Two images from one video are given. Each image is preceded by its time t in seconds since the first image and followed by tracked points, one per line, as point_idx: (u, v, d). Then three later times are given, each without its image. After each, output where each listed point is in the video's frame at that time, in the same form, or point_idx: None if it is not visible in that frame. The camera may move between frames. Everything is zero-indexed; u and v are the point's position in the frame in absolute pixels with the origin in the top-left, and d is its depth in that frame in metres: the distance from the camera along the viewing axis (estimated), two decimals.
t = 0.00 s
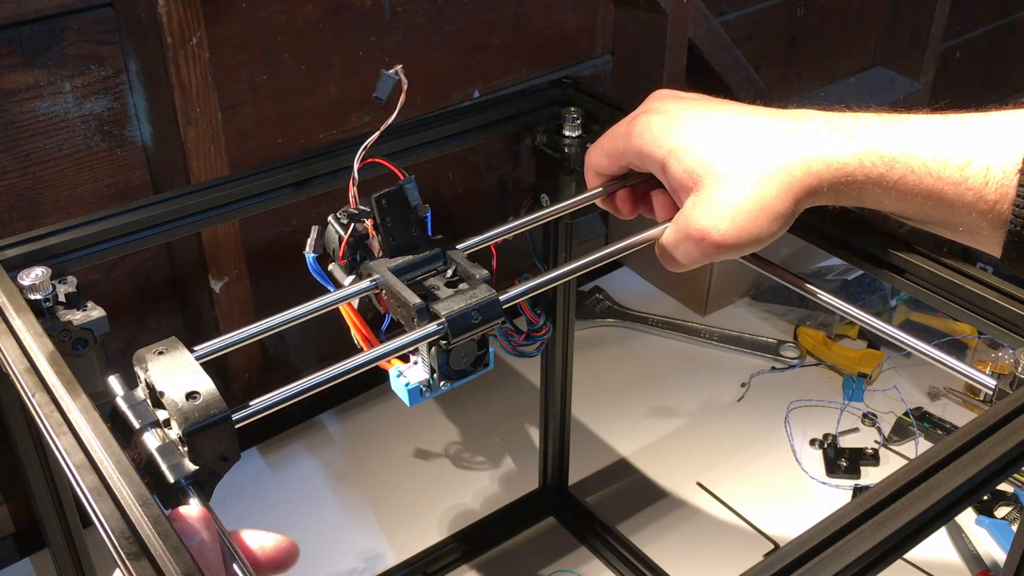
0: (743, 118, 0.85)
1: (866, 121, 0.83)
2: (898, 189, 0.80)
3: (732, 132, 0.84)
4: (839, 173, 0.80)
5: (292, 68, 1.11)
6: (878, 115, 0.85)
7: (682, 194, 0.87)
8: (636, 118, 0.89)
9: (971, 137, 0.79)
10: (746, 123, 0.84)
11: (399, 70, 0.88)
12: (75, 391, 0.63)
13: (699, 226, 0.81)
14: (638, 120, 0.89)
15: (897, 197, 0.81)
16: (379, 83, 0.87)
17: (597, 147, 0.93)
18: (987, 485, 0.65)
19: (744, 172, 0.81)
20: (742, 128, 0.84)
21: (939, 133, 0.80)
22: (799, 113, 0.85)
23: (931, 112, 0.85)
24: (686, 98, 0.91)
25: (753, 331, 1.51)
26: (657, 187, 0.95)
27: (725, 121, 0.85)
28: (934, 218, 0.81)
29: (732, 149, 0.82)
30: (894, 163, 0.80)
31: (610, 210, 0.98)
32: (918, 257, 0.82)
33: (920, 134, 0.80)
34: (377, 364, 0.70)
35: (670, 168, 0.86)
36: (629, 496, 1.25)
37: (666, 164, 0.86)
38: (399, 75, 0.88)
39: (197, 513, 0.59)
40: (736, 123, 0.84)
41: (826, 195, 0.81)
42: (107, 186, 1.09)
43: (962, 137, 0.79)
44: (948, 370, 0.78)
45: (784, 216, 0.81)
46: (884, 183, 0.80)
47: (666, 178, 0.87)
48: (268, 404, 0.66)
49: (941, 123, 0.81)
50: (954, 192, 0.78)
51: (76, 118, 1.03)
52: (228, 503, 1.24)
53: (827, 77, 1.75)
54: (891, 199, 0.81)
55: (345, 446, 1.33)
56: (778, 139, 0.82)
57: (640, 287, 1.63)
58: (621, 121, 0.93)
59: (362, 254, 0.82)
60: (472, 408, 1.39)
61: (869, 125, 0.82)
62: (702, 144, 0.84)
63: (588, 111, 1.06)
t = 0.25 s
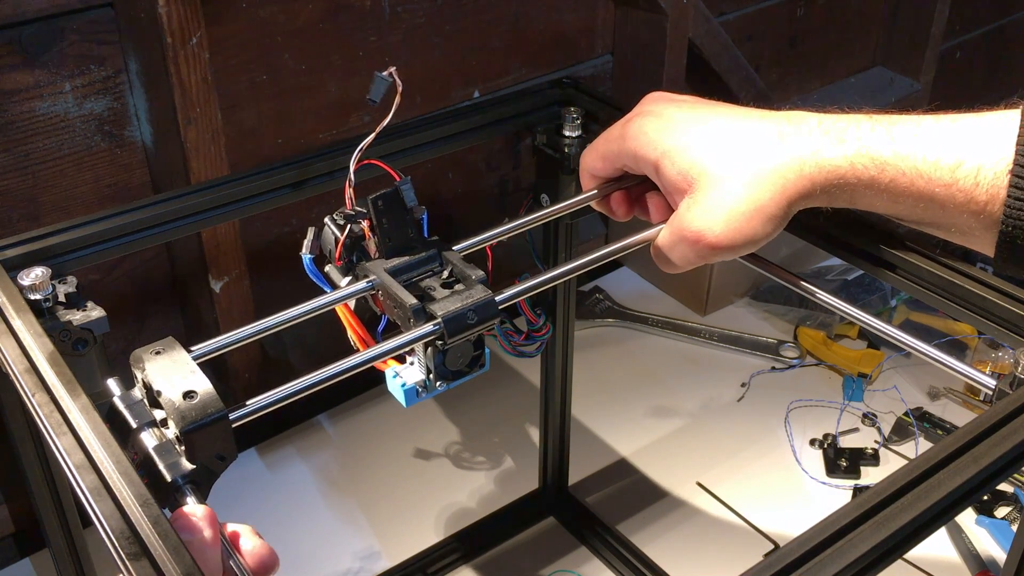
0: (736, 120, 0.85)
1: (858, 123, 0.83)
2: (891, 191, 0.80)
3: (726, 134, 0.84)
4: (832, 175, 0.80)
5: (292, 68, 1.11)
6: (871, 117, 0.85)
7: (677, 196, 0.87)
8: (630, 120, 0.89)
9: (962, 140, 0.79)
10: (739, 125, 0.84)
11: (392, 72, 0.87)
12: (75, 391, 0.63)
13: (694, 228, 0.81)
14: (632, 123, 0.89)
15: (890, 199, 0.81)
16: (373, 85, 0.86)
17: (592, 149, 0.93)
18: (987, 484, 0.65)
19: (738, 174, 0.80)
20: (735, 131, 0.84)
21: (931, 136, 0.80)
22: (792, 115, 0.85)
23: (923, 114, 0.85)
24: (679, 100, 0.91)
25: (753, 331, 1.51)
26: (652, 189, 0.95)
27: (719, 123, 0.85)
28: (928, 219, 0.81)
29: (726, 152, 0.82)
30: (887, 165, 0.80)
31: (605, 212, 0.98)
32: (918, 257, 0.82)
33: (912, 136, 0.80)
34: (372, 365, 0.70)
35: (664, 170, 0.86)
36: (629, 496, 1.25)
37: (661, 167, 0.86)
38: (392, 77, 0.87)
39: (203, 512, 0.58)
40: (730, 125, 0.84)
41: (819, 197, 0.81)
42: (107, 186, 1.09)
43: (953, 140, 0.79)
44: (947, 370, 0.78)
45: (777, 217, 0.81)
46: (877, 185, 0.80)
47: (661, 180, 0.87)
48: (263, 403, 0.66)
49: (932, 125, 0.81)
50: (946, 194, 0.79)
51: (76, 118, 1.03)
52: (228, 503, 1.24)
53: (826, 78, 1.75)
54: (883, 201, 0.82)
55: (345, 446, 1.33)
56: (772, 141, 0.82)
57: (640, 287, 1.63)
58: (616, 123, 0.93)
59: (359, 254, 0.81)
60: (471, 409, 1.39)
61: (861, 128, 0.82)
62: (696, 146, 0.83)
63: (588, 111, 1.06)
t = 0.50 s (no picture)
0: (740, 122, 0.85)
1: (862, 125, 0.83)
2: (895, 193, 0.80)
3: (730, 136, 0.84)
4: (836, 177, 0.80)
5: (292, 68, 1.11)
6: (875, 118, 0.85)
7: (681, 198, 0.87)
8: (634, 122, 0.89)
9: (966, 141, 0.79)
10: (743, 128, 0.84)
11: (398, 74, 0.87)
12: (75, 391, 0.63)
13: (698, 231, 0.81)
14: (636, 125, 0.89)
15: (894, 201, 0.81)
16: (381, 85, 0.86)
17: (595, 151, 0.93)
18: (987, 484, 0.65)
19: (742, 177, 0.81)
20: (738, 133, 0.84)
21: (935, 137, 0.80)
22: (796, 118, 0.85)
23: (928, 114, 0.84)
24: (684, 102, 0.91)
25: (753, 331, 1.51)
26: (655, 190, 0.95)
27: (723, 125, 0.85)
28: (932, 220, 0.81)
29: (730, 154, 0.82)
30: (890, 167, 0.80)
31: (609, 213, 0.98)
32: (918, 257, 0.82)
33: (916, 138, 0.80)
34: (374, 367, 0.69)
35: (669, 173, 0.86)
36: (629, 496, 1.25)
37: (664, 169, 0.86)
38: (400, 78, 0.87)
39: (201, 511, 0.59)
40: (734, 128, 0.84)
41: (823, 199, 0.81)
42: (107, 186, 1.09)
43: (958, 140, 0.79)
44: (948, 370, 0.78)
45: (781, 220, 0.81)
46: (881, 187, 0.80)
47: (666, 183, 0.87)
48: (265, 405, 0.66)
49: (937, 125, 0.81)
50: (950, 195, 0.78)
51: (76, 118, 1.03)
52: (228, 504, 1.24)
53: (826, 78, 1.75)
54: (887, 203, 0.81)
55: (345, 446, 1.33)
56: (776, 143, 0.82)
57: (640, 287, 1.63)
58: (620, 125, 0.93)
59: (362, 255, 0.81)
60: (471, 408, 1.39)
61: (865, 129, 0.82)
62: (700, 148, 0.84)
63: (588, 111, 1.06)
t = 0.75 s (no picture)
0: (741, 124, 0.85)
1: (862, 127, 0.83)
2: (895, 194, 0.80)
3: (730, 137, 0.84)
4: (836, 178, 0.80)
5: (292, 68, 1.11)
6: (875, 120, 0.85)
7: (682, 200, 0.87)
8: (635, 123, 0.89)
9: (967, 143, 0.79)
10: (744, 129, 0.84)
11: (398, 76, 0.88)
12: (75, 391, 0.63)
13: (699, 231, 0.81)
14: (637, 126, 0.89)
15: (894, 202, 0.81)
16: (378, 91, 0.86)
17: (595, 153, 0.93)
18: (987, 484, 0.65)
19: (743, 178, 0.81)
20: (739, 134, 0.84)
21: (935, 138, 0.80)
22: (797, 119, 0.85)
23: (928, 116, 0.84)
24: (684, 103, 0.91)
25: (753, 331, 1.51)
26: (656, 193, 0.95)
27: (724, 126, 0.85)
28: (932, 221, 0.81)
29: (731, 155, 0.82)
30: (891, 168, 0.80)
31: (611, 216, 0.98)
32: (919, 258, 0.82)
33: (916, 139, 0.80)
34: (376, 370, 0.70)
35: (669, 174, 0.86)
36: (629, 496, 1.25)
37: (665, 170, 0.86)
38: (398, 82, 0.87)
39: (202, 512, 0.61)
40: (734, 129, 0.84)
41: (824, 201, 0.81)
42: (107, 186, 1.09)
43: (958, 142, 0.79)
44: (948, 370, 0.78)
45: (782, 221, 0.81)
46: (881, 188, 0.80)
47: (666, 184, 0.87)
48: (265, 410, 0.66)
49: (937, 127, 0.81)
50: (951, 197, 0.79)
51: (76, 119, 1.03)
52: (228, 504, 1.24)
53: (827, 77, 1.75)
54: (887, 204, 0.81)
55: (345, 446, 1.33)
56: (776, 145, 0.82)
57: (640, 287, 1.63)
58: (620, 126, 0.93)
59: (362, 260, 0.82)
60: (471, 409, 1.39)
61: (865, 131, 0.82)
62: (700, 149, 0.84)
63: (588, 111, 1.06)
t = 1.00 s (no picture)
0: (739, 122, 0.85)
1: (860, 125, 0.83)
2: (892, 193, 0.80)
3: (728, 136, 0.83)
4: (834, 177, 0.80)
5: (292, 68, 1.11)
6: (873, 118, 0.85)
7: (680, 198, 0.87)
8: (634, 121, 0.89)
9: (964, 142, 0.79)
10: (742, 128, 0.84)
11: (397, 73, 0.87)
12: (75, 391, 0.63)
13: (696, 230, 0.81)
14: (635, 124, 0.89)
15: (892, 201, 0.81)
16: (379, 86, 0.86)
17: (594, 151, 0.93)
18: (987, 484, 0.65)
19: (740, 177, 0.81)
20: (737, 132, 0.84)
21: (933, 137, 0.80)
22: (795, 118, 0.85)
23: (926, 115, 0.84)
24: (683, 101, 0.91)
25: (753, 331, 1.51)
26: (656, 190, 0.95)
27: (722, 124, 0.85)
28: (930, 220, 0.81)
29: (728, 154, 0.82)
30: (888, 167, 0.80)
31: (609, 213, 0.98)
32: (920, 258, 0.82)
33: (914, 138, 0.80)
34: (375, 365, 0.70)
35: (667, 172, 0.86)
36: (629, 496, 1.25)
37: (663, 168, 0.86)
38: (398, 77, 0.87)
39: (200, 506, 0.59)
40: (733, 127, 0.84)
41: (821, 199, 0.81)
42: (107, 186, 1.09)
43: (955, 141, 0.79)
44: (948, 370, 0.78)
45: (780, 219, 0.81)
46: (879, 187, 0.80)
47: (664, 182, 0.87)
48: (264, 404, 0.66)
49: (935, 126, 0.81)
50: (948, 196, 0.79)
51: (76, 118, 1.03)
52: (227, 503, 1.24)
53: (827, 77, 1.75)
54: (885, 203, 0.81)
55: (345, 446, 1.33)
56: (774, 143, 0.82)
57: (640, 287, 1.63)
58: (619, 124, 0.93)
59: (362, 256, 0.81)
60: (471, 409, 1.39)
61: (863, 130, 0.82)
62: (699, 148, 0.84)
63: (588, 111, 1.06)
